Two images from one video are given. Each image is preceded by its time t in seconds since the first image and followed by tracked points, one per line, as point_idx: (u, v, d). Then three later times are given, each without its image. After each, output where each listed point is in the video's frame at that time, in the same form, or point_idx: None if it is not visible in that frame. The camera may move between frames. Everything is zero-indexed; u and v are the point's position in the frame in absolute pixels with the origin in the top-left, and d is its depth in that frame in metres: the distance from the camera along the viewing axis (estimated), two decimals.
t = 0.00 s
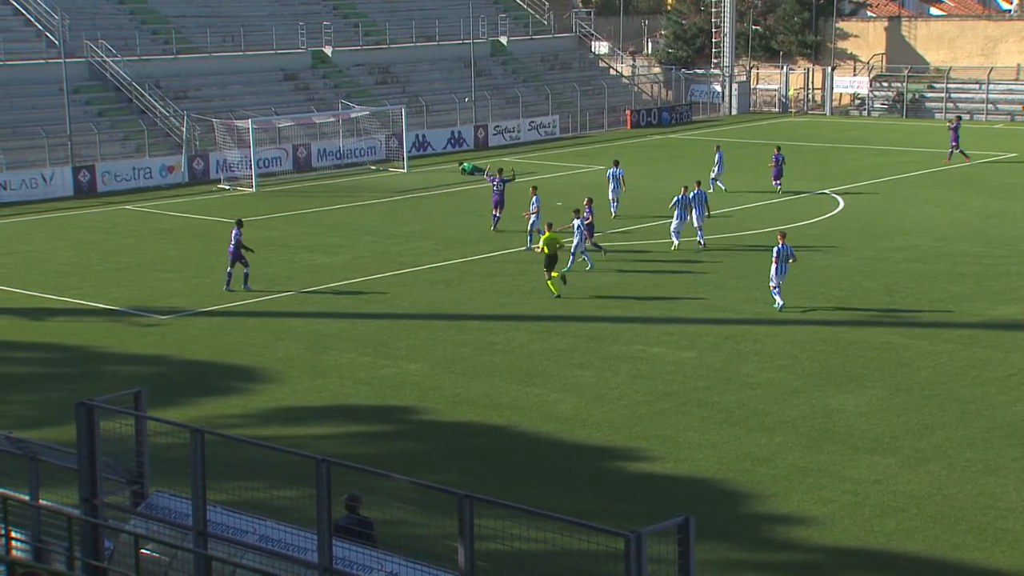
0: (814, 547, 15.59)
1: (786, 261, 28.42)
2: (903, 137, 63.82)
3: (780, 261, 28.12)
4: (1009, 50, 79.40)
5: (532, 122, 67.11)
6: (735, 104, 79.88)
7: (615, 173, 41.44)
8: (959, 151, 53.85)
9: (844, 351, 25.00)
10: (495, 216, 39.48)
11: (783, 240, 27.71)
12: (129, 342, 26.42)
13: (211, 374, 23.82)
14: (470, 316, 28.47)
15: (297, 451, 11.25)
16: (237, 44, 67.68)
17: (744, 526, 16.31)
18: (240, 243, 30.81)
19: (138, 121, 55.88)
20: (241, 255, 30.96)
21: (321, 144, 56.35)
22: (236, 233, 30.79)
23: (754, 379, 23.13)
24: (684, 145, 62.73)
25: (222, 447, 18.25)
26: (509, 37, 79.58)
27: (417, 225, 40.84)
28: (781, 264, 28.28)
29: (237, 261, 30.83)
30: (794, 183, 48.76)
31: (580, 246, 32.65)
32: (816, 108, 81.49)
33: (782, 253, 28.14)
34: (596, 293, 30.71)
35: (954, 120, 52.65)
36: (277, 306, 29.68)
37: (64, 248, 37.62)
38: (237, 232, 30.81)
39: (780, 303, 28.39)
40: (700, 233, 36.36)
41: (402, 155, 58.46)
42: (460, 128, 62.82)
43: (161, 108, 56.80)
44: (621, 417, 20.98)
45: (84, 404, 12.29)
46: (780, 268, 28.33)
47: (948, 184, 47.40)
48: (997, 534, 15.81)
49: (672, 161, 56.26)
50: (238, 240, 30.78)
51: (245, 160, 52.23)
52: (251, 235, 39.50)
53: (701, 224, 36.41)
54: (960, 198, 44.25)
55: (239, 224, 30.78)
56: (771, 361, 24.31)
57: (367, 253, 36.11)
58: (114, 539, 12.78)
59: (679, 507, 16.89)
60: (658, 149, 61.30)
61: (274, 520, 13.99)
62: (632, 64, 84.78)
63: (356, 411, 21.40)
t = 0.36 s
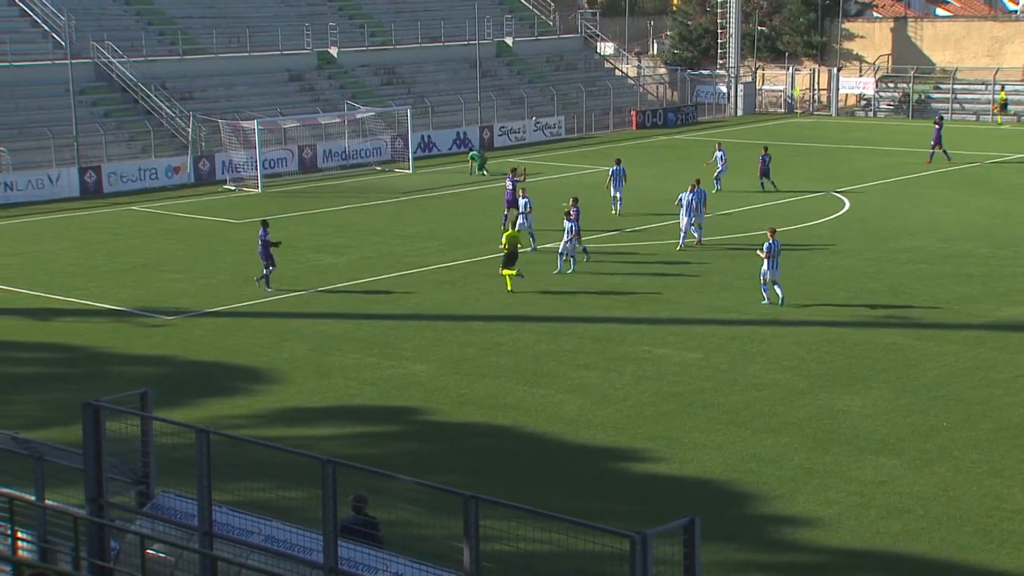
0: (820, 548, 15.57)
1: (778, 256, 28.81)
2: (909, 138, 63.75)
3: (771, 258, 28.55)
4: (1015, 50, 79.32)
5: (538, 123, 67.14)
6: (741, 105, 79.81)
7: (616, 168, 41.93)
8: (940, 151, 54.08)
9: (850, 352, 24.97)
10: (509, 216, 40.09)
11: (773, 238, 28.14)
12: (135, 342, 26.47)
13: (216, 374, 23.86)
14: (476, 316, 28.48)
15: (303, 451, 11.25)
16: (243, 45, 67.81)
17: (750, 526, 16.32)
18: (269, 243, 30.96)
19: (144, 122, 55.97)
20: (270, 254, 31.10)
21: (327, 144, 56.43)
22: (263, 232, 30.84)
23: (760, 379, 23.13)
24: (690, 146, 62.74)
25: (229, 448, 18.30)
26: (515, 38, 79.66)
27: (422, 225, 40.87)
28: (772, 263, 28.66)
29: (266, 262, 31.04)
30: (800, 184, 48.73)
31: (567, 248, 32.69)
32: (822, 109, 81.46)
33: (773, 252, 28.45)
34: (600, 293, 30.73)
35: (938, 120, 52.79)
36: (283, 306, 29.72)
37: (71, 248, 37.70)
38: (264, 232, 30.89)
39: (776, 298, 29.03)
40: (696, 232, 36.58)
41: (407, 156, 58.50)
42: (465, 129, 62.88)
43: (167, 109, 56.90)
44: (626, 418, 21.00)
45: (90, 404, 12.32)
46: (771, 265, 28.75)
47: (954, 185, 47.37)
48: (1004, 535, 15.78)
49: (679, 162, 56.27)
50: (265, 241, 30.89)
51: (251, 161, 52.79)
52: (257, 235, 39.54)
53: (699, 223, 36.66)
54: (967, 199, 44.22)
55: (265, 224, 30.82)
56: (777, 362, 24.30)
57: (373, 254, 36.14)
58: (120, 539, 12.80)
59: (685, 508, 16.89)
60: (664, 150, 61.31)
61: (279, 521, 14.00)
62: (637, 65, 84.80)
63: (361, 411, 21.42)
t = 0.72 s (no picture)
0: (827, 549, 15.56)
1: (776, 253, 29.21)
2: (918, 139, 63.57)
3: (767, 254, 28.94)
4: None
5: (545, 124, 67.13)
6: (749, 106, 79.68)
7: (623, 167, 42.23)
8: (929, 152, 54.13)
9: (858, 353, 24.91)
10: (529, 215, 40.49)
11: (768, 234, 28.59)
12: (144, 342, 26.54)
13: (224, 375, 23.90)
14: (483, 317, 28.48)
15: (311, 453, 11.27)
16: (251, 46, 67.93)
17: (757, 527, 16.31)
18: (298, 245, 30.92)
19: (152, 123, 56.08)
20: (298, 255, 31.06)
21: (335, 146, 56.50)
22: (292, 234, 30.73)
23: (767, 381, 23.08)
24: (698, 147, 62.66)
25: (236, 449, 18.33)
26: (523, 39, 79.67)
27: (430, 227, 40.89)
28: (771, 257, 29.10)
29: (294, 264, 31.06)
30: (808, 185, 48.65)
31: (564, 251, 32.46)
32: (829, 110, 81.30)
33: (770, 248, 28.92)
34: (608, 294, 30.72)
35: (926, 121, 52.71)
36: (291, 307, 29.75)
37: (79, 249, 37.79)
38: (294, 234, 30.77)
39: (773, 298, 29.25)
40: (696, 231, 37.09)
41: (414, 157, 58.45)
42: (472, 130, 62.89)
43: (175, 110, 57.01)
44: (633, 419, 21.00)
45: (98, 405, 12.34)
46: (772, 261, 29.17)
47: (963, 187, 47.24)
48: (1012, 538, 15.74)
49: (686, 163, 56.21)
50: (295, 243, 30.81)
51: (258, 161, 52.54)
52: (265, 236, 39.59)
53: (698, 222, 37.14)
54: (976, 200, 44.09)
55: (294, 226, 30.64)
56: (784, 363, 24.26)
57: (380, 255, 36.17)
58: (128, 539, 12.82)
59: (692, 509, 16.88)
60: (672, 151, 61.25)
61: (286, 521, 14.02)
62: (644, 66, 84.72)
63: (369, 412, 21.45)
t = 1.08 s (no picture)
0: (833, 552, 15.53)
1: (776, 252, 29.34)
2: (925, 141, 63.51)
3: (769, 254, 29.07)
4: None
5: (551, 126, 67.14)
6: (755, 108, 79.67)
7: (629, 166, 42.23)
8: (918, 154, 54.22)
9: (864, 356, 24.87)
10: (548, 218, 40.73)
11: (766, 235, 28.84)
12: (150, 344, 26.58)
13: (231, 377, 23.93)
14: (489, 319, 28.48)
15: (317, 455, 11.28)
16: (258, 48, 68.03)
17: (764, 530, 16.29)
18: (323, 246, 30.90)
19: (159, 125, 56.18)
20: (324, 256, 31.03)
21: (341, 148, 56.58)
22: (318, 237, 30.69)
23: (773, 383, 23.06)
24: (704, 149, 62.65)
25: (243, 450, 18.36)
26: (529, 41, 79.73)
27: (436, 229, 40.93)
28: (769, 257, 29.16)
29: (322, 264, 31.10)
30: (814, 187, 48.61)
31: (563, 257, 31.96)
32: (836, 112, 81.32)
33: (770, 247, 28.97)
34: (614, 296, 30.72)
35: (920, 125, 52.78)
36: (297, 309, 29.79)
37: (86, 251, 37.84)
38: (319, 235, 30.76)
39: (774, 297, 29.34)
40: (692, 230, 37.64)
41: (421, 159, 58.46)
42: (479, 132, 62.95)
43: (182, 112, 57.11)
44: (639, 421, 20.98)
45: (105, 406, 12.37)
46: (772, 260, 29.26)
47: (970, 188, 47.19)
48: (1019, 540, 15.70)
49: (693, 165, 56.21)
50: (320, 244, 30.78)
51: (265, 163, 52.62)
52: (271, 238, 39.65)
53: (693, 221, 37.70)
54: (983, 202, 44.03)
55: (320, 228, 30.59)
56: (790, 366, 24.23)
57: (386, 257, 36.20)
58: (134, 541, 12.83)
59: (699, 512, 16.86)
60: (678, 153, 61.24)
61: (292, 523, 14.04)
62: (651, 68, 84.79)
63: (374, 414, 21.46)
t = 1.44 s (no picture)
0: (834, 552, 15.54)
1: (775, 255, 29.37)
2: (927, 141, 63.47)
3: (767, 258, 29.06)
4: None
5: (554, 126, 67.10)
6: (758, 109, 79.54)
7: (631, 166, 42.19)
8: (909, 153, 54.27)
9: (867, 356, 24.86)
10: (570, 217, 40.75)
11: (764, 239, 28.76)
12: (152, 344, 26.59)
13: (233, 377, 23.93)
14: (490, 319, 28.47)
15: (319, 454, 11.30)
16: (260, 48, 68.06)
17: (766, 530, 16.29)
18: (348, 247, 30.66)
19: (161, 125, 56.20)
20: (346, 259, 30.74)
21: (343, 148, 56.58)
22: (341, 240, 30.41)
23: (775, 384, 23.04)
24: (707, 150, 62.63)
25: (245, 450, 18.38)
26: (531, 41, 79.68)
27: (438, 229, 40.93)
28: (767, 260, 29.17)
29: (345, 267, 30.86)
30: (816, 187, 48.59)
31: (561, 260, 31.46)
32: (838, 112, 81.26)
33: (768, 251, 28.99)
34: (616, 296, 30.73)
35: (912, 126, 52.82)
36: (299, 309, 29.80)
37: (88, 251, 37.85)
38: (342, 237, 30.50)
39: (770, 298, 29.41)
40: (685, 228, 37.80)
41: (423, 159, 58.47)
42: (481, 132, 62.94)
43: (184, 112, 57.13)
44: (641, 421, 20.97)
45: (107, 406, 12.37)
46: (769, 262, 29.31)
47: (972, 189, 47.16)
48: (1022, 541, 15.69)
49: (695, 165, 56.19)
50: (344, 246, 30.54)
51: (267, 163, 52.64)
52: (273, 238, 39.66)
53: (683, 219, 37.78)
54: (985, 202, 44.01)
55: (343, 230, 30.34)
56: (793, 366, 24.22)
57: (388, 257, 36.20)
58: (135, 541, 12.83)
59: (701, 512, 16.86)
60: (680, 153, 61.23)
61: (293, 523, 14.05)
62: (652, 68, 84.73)
63: (376, 414, 21.46)
